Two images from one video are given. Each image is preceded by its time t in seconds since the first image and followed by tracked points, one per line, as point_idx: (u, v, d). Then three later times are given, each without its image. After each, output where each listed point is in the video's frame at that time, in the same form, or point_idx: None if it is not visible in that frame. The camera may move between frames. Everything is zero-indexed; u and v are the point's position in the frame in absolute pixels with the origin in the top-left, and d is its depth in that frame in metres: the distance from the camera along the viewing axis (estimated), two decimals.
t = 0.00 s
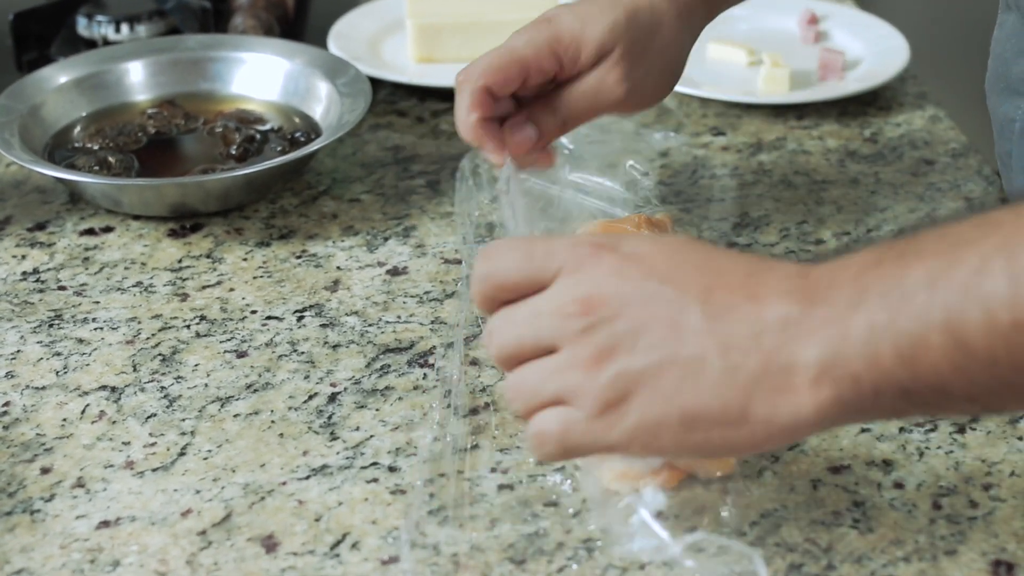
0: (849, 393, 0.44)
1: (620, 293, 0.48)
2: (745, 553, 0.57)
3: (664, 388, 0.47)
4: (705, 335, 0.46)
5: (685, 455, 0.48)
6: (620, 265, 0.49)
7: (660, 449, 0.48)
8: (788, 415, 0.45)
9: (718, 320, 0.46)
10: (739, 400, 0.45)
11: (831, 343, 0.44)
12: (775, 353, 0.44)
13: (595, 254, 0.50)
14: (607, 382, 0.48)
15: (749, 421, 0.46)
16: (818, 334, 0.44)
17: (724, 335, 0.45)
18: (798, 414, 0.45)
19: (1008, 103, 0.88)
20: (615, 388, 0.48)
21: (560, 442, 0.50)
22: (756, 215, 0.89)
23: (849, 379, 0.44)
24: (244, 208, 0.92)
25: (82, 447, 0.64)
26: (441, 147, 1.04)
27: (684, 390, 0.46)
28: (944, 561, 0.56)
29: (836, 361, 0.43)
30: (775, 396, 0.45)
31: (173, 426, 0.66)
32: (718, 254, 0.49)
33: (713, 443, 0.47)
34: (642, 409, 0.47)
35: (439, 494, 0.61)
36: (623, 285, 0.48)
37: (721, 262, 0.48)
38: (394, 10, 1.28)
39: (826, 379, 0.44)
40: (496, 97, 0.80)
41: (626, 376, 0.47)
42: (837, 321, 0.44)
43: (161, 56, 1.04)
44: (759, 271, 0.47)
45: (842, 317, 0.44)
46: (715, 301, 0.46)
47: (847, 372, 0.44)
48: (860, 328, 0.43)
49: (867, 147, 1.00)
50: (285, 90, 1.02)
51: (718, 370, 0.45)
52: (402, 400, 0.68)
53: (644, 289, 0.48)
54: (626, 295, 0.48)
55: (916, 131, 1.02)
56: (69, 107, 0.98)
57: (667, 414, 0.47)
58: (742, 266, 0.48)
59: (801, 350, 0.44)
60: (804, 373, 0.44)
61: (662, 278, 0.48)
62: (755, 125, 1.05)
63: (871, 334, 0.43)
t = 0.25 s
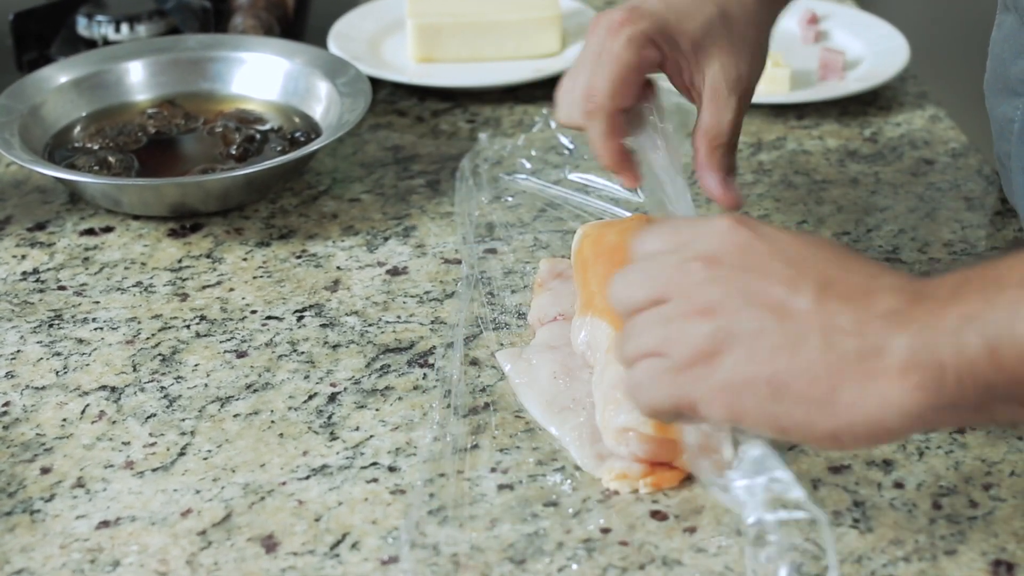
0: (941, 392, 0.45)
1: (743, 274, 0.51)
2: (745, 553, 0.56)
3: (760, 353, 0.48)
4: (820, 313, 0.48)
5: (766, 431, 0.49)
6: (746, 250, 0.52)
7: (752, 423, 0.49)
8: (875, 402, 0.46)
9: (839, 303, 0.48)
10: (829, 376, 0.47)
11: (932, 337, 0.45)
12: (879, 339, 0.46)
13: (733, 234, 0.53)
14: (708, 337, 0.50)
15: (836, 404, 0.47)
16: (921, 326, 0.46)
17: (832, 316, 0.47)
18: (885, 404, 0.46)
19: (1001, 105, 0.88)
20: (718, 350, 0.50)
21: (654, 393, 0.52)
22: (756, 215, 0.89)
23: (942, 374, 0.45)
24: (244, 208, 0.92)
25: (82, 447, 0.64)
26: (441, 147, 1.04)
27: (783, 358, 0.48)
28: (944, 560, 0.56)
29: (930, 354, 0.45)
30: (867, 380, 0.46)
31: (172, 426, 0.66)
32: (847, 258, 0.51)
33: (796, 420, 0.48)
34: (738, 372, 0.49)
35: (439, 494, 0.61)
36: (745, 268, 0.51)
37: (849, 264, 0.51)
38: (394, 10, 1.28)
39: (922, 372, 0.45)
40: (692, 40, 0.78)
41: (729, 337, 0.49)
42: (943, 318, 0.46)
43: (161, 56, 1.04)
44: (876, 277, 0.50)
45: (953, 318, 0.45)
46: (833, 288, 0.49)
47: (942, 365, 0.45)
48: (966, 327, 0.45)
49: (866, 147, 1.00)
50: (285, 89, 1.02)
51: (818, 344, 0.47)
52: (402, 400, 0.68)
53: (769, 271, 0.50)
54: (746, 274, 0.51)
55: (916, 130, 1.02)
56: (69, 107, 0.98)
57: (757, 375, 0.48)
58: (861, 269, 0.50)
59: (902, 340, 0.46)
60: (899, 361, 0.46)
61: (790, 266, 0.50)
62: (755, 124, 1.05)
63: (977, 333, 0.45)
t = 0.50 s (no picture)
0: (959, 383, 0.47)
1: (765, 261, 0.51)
2: (745, 553, 0.56)
3: (783, 341, 0.49)
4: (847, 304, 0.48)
5: (785, 418, 0.50)
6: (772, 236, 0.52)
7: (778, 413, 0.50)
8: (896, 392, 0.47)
9: (864, 294, 0.49)
10: (854, 366, 0.48)
11: (954, 332, 0.47)
12: (904, 331, 0.47)
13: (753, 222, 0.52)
14: (733, 325, 0.50)
15: (859, 392, 0.48)
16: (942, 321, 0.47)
17: (856, 309, 0.48)
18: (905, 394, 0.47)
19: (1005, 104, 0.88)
20: (744, 339, 0.50)
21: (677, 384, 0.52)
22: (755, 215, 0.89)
23: (963, 365, 0.47)
24: (244, 209, 0.92)
25: (82, 447, 0.64)
26: (441, 147, 1.04)
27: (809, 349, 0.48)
28: (944, 560, 0.56)
29: (953, 346, 0.47)
30: (890, 371, 0.47)
31: (172, 426, 0.66)
32: (865, 246, 0.52)
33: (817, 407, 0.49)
34: (764, 360, 0.49)
35: (439, 493, 0.61)
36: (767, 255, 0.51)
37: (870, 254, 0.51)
38: (393, 10, 1.28)
39: (943, 364, 0.47)
40: (712, 23, 0.80)
41: (754, 325, 0.49)
42: (965, 315, 0.47)
43: (161, 56, 1.04)
44: (893, 268, 0.51)
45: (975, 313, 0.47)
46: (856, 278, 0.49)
47: (963, 358, 0.47)
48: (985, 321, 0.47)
49: (866, 147, 1.00)
50: (285, 90, 1.02)
51: (843, 333, 0.48)
52: (402, 400, 0.68)
53: (790, 258, 0.50)
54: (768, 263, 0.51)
55: (916, 130, 1.02)
56: (69, 107, 0.98)
57: (782, 363, 0.49)
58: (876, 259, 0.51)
59: (924, 334, 0.47)
60: (922, 353, 0.47)
61: (814, 255, 0.51)
62: (755, 124, 1.05)
63: (997, 329, 0.46)
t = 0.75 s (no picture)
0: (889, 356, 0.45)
1: (680, 252, 0.50)
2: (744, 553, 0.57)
3: (700, 329, 0.48)
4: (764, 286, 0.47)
5: (714, 405, 0.49)
6: (688, 226, 0.51)
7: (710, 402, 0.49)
8: (822, 369, 0.46)
9: (781, 275, 0.47)
10: (775, 348, 0.46)
11: (878, 304, 0.45)
12: (825, 307, 0.46)
13: (667, 213, 0.52)
14: (650, 318, 0.49)
15: (782, 373, 0.47)
16: (866, 294, 0.45)
17: (771, 290, 0.47)
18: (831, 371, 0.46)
19: (1004, 105, 0.88)
20: (662, 332, 0.49)
21: (604, 385, 0.51)
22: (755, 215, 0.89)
23: (889, 338, 0.45)
24: (243, 209, 0.92)
25: (82, 447, 0.64)
26: (440, 147, 1.04)
27: (729, 335, 0.47)
28: (943, 560, 0.56)
29: (878, 320, 0.45)
30: (814, 349, 0.46)
31: (172, 426, 0.66)
32: (784, 224, 0.51)
33: (742, 391, 0.48)
34: (684, 350, 0.48)
35: (438, 494, 0.61)
36: (681, 245, 0.50)
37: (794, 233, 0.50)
38: (393, 10, 1.28)
39: (869, 338, 0.45)
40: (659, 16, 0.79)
41: (671, 317, 0.49)
42: (888, 285, 0.45)
43: (160, 56, 1.04)
44: (817, 243, 0.49)
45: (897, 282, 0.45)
46: (771, 259, 0.48)
47: (888, 331, 0.45)
48: (909, 292, 0.45)
49: (866, 147, 1.00)
50: (285, 90, 1.02)
51: (759, 318, 0.47)
52: (401, 400, 0.68)
53: (705, 245, 0.49)
54: (681, 253, 0.50)
55: (916, 130, 1.02)
56: (69, 106, 0.98)
57: (701, 353, 0.48)
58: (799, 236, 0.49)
59: (847, 309, 0.45)
60: (846, 329, 0.45)
61: (731, 241, 0.49)
62: (755, 124, 1.05)
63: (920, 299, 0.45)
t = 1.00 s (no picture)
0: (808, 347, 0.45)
1: (600, 267, 0.51)
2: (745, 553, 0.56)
3: (619, 335, 0.48)
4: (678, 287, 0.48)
5: (643, 411, 0.49)
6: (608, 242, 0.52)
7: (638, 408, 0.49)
8: (738, 363, 0.45)
9: (693, 275, 0.48)
10: (691, 345, 0.46)
11: (791, 295, 0.44)
12: (738, 302, 0.46)
13: (586, 233, 0.53)
14: (572, 333, 0.50)
15: (701, 370, 0.46)
16: (779, 284, 0.45)
17: (683, 292, 0.47)
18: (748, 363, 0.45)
19: (1001, 107, 0.88)
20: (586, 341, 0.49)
21: (531, 399, 0.51)
22: (755, 215, 0.89)
23: (805, 328, 0.44)
24: (243, 209, 0.92)
25: (82, 447, 0.64)
26: (440, 147, 1.04)
27: (647, 338, 0.47)
28: (943, 560, 0.56)
29: (791, 310, 0.44)
30: (729, 343, 0.46)
31: (172, 427, 0.66)
32: (704, 223, 0.51)
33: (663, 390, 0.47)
34: (605, 355, 0.48)
35: (438, 494, 0.61)
36: (600, 259, 0.51)
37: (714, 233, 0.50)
38: (392, 10, 1.28)
39: (784, 329, 0.45)
40: (601, 18, 0.81)
41: (590, 332, 0.49)
42: (800, 274, 0.45)
43: (160, 57, 1.04)
44: (733, 239, 0.49)
45: (808, 269, 0.45)
46: (683, 262, 0.48)
47: (803, 320, 0.44)
48: (822, 278, 0.44)
49: (865, 147, 1.00)
50: (285, 90, 1.02)
51: (672, 320, 0.47)
52: (401, 400, 0.68)
53: (622, 257, 0.50)
54: (601, 266, 0.51)
55: (916, 130, 1.02)
56: (68, 106, 0.98)
57: (620, 361, 0.48)
58: (716, 238, 0.50)
59: (760, 301, 0.45)
60: (760, 322, 0.45)
61: (646, 251, 0.50)
62: (755, 124, 1.05)
63: (832, 285, 0.44)
